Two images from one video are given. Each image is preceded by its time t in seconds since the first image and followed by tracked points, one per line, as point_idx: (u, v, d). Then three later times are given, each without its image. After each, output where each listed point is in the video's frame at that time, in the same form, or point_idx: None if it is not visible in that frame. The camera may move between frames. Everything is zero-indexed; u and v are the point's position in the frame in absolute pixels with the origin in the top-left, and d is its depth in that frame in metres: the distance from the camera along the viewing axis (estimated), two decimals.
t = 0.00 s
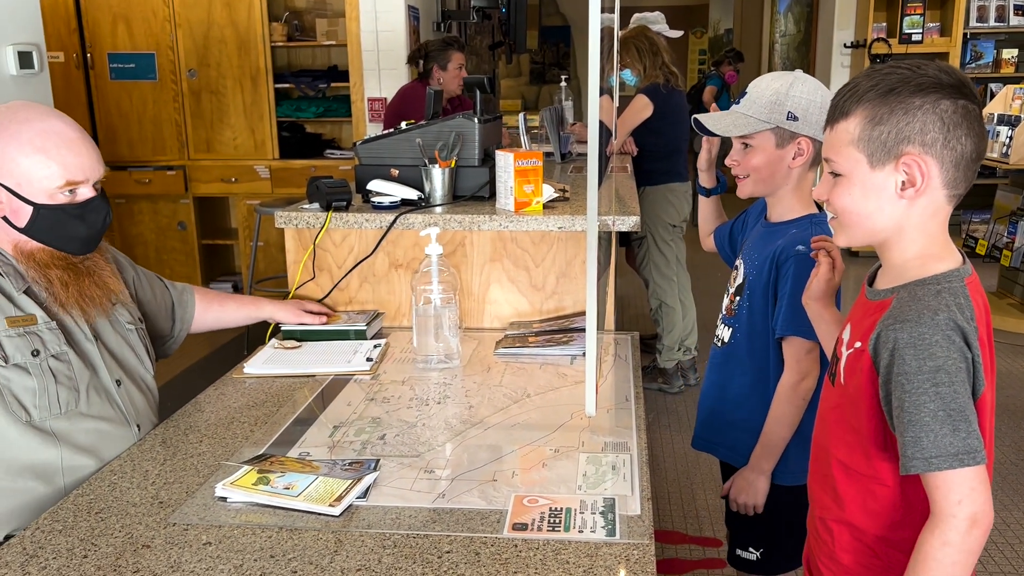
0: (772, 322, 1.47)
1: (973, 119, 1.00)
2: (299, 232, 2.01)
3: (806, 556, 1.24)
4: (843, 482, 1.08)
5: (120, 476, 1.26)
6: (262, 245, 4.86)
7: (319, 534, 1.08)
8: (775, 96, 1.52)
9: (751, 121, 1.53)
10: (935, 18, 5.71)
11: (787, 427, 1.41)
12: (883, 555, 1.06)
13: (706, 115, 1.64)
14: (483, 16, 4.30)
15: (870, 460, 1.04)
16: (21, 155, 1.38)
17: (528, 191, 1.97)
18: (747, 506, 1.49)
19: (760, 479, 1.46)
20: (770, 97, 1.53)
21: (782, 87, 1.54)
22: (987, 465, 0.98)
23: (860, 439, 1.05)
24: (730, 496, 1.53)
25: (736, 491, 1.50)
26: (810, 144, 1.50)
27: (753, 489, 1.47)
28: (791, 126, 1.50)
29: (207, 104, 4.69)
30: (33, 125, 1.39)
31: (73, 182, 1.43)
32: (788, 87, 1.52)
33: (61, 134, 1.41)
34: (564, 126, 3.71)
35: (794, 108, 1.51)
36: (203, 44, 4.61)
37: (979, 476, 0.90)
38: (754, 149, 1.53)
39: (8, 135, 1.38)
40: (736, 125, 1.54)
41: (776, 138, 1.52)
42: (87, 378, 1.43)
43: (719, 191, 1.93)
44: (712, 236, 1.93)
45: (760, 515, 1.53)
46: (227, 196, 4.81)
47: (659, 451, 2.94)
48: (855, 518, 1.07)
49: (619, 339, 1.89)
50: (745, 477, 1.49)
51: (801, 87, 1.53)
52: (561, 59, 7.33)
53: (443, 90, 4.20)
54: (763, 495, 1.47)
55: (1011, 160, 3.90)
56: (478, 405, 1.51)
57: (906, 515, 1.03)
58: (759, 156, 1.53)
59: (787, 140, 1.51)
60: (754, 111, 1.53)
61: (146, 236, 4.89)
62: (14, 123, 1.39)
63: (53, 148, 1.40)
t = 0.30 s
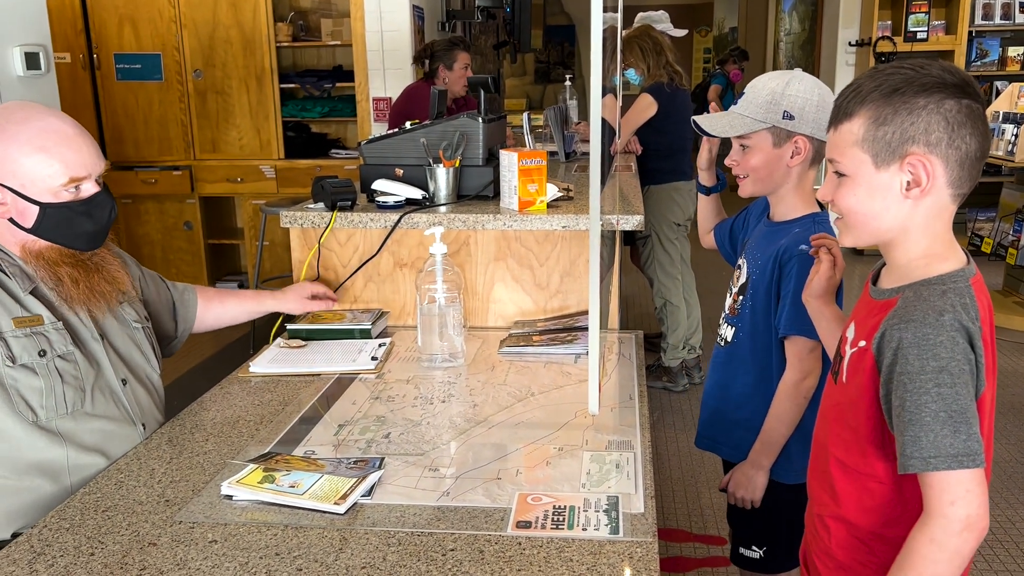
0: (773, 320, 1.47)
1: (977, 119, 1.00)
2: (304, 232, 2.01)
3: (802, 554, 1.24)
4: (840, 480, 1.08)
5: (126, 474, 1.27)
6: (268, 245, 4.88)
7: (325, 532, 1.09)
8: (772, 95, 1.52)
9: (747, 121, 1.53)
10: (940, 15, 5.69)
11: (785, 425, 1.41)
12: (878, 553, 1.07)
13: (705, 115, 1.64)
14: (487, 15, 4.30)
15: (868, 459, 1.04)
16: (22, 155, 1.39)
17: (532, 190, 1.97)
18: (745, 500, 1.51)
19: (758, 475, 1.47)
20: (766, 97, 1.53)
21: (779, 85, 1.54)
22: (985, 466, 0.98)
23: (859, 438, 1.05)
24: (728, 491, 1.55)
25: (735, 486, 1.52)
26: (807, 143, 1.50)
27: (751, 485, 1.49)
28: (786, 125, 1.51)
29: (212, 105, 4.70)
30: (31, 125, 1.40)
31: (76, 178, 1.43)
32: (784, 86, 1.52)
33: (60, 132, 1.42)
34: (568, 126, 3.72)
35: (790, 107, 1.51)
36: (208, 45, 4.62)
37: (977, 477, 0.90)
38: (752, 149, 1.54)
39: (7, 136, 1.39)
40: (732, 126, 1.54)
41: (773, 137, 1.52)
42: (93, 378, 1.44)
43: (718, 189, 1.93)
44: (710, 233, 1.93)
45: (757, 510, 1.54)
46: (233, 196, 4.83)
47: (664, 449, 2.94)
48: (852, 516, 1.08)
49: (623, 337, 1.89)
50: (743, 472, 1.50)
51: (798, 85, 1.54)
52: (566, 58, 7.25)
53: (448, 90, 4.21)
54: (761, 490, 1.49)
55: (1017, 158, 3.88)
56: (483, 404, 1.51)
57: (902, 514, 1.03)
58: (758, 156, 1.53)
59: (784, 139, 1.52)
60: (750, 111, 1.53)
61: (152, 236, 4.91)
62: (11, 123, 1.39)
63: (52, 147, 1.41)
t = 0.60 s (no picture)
0: (769, 320, 1.48)
1: (981, 119, 1.00)
2: (308, 233, 2.02)
3: (805, 552, 1.25)
4: (844, 477, 1.09)
5: (132, 473, 1.28)
6: (272, 245, 4.88)
7: (329, 530, 1.09)
8: (769, 95, 1.53)
9: (745, 121, 1.53)
10: (944, 13, 5.68)
11: (782, 425, 1.42)
12: (882, 552, 1.07)
13: (702, 115, 1.64)
14: (490, 15, 4.30)
15: (872, 457, 1.04)
16: (35, 146, 1.39)
17: (536, 189, 1.97)
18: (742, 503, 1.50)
19: (756, 476, 1.46)
20: (764, 97, 1.53)
21: (776, 86, 1.54)
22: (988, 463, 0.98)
23: (863, 436, 1.05)
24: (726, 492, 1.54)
25: (732, 488, 1.51)
26: (804, 143, 1.51)
27: (748, 486, 1.48)
28: (784, 125, 1.51)
29: (217, 105, 4.71)
30: (41, 117, 1.40)
31: (87, 168, 1.43)
32: (781, 86, 1.53)
33: (70, 123, 1.43)
34: (572, 125, 3.72)
35: (787, 107, 1.51)
36: (212, 46, 4.63)
37: (981, 474, 0.90)
38: (749, 150, 1.54)
39: (18, 128, 1.39)
40: (730, 126, 1.54)
41: (770, 137, 1.52)
42: (100, 375, 1.45)
43: (711, 189, 1.93)
44: (703, 231, 1.93)
45: (755, 510, 1.53)
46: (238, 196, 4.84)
47: (668, 449, 2.94)
48: (855, 513, 1.08)
49: (627, 336, 1.90)
50: (741, 474, 1.49)
51: (795, 85, 1.54)
52: (570, 57, 7.25)
53: (453, 90, 4.21)
54: (758, 492, 1.48)
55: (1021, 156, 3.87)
56: (487, 403, 1.52)
57: (906, 512, 1.03)
58: (755, 157, 1.53)
59: (781, 139, 1.52)
60: (747, 110, 1.53)
61: (157, 236, 4.93)
62: (22, 116, 1.39)
63: (63, 136, 1.41)
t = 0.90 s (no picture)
0: (756, 319, 1.48)
1: (982, 119, 1.00)
2: (311, 233, 2.02)
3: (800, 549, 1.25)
4: (840, 474, 1.09)
5: (137, 474, 1.27)
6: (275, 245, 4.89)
7: (331, 530, 1.10)
8: (765, 97, 1.53)
9: (740, 122, 1.53)
10: (946, 12, 5.67)
11: (766, 426, 1.42)
12: (876, 548, 1.07)
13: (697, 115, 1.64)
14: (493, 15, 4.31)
15: (869, 453, 1.05)
16: (69, 139, 1.41)
17: (538, 189, 1.97)
18: (726, 503, 1.50)
19: (737, 475, 1.47)
20: (760, 98, 1.53)
21: (772, 87, 1.54)
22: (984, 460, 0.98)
23: (860, 431, 1.06)
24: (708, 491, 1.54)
25: (714, 486, 1.51)
26: (797, 146, 1.51)
27: (730, 484, 1.48)
28: (779, 126, 1.51)
29: (220, 105, 4.72)
30: (76, 113, 1.44)
31: (118, 163, 1.46)
32: (777, 87, 1.53)
33: (102, 121, 1.46)
34: (573, 125, 3.72)
35: (782, 109, 1.51)
36: (215, 46, 4.64)
37: (978, 469, 0.90)
38: (743, 150, 1.54)
39: (54, 123, 1.42)
40: (725, 125, 1.54)
41: (765, 138, 1.52)
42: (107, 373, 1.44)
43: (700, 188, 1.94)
44: (688, 230, 1.93)
45: (738, 512, 1.53)
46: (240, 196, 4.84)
47: (670, 448, 2.94)
48: (850, 510, 1.08)
49: (628, 336, 1.90)
50: (723, 472, 1.49)
51: (791, 87, 1.54)
52: (572, 57, 7.23)
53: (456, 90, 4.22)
54: (739, 491, 1.48)
55: None
56: (488, 403, 1.52)
57: (901, 509, 1.04)
58: (748, 158, 1.53)
59: (775, 141, 1.52)
60: (743, 111, 1.53)
61: (160, 237, 4.93)
62: (59, 112, 1.43)
63: (97, 133, 1.44)
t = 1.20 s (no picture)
0: (753, 315, 1.48)
1: (982, 117, 1.00)
2: (313, 233, 2.02)
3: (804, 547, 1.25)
4: (844, 470, 1.09)
5: (145, 473, 1.28)
6: (277, 245, 4.90)
7: (334, 529, 1.10)
8: (767, 95, 1.52)
9: (742, 120, 1.52)
10: (948, 11, 5.67)
11: (758, 422, 1.42)
12: (883, 545, 1.07)
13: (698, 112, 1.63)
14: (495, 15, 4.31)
15: (875, 448, 1.05)
16: (97, 142, 1.42)
17: (539, 189, 1.97)
18: (715, 497, 1.50)
19: (729, 468, 1.47)
20: (762, 96, 1.53)
21: (773, 86, 1.54)
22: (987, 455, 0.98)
23: (864, 428, 1.06)
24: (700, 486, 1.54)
25: (705, 481, 1.51)
26: (798, 144, 1.52)
27: (720, 479, 1.48)
28: (780, 125, 1.51)
29: (222, 106, 4.72)
30: (106, 116, 1.44)
31: (143, 167, 1.47)
32: (778, 86, 1.53)
33: (130, 125, 1.47)
34: (575, 124, 3.72)
35: (783, 108, 1.52)
36: (217, 47, 4.65)
37: (980, 464, 0.90)
38: (744, 148, 1.54)
39: (83, 124, 1.42)
40: (727, 123, 1.54)
41: (766, 136, 1.52)
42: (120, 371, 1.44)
43: (698, 186, 1.93)
44: (686, 227, 1.93)
45: (731, 510, 1.54)
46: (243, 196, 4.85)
47: (671, 447, 2.94)
48: (856, 507, 1.08)
49: (629, 335, 1.90)
50: (714, 466, 1.49)
51: (791, 86, 1.54)
52: (574, 57, 7.24)
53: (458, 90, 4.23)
54: (729, 484, 1.48)
55: None
56: (490, 402, 1.52)
57: (907, 505, 1.04)
58: (748, 156, 1.53)
59: (777, 139, 1.52)
60: (744, 110, 1.53)
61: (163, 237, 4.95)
62: (88, 114, 1.43)
63: (125, 136, 1.45)
